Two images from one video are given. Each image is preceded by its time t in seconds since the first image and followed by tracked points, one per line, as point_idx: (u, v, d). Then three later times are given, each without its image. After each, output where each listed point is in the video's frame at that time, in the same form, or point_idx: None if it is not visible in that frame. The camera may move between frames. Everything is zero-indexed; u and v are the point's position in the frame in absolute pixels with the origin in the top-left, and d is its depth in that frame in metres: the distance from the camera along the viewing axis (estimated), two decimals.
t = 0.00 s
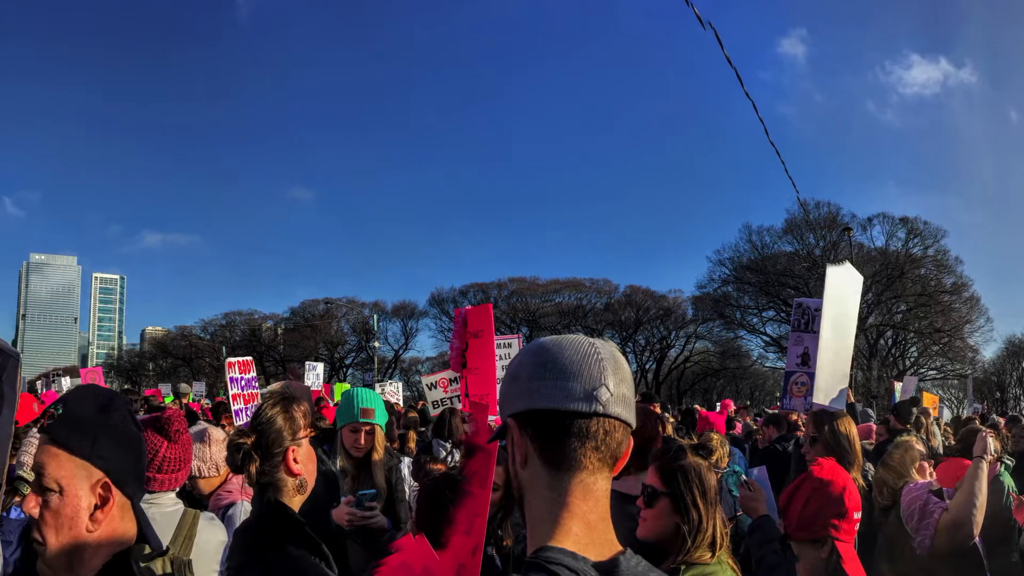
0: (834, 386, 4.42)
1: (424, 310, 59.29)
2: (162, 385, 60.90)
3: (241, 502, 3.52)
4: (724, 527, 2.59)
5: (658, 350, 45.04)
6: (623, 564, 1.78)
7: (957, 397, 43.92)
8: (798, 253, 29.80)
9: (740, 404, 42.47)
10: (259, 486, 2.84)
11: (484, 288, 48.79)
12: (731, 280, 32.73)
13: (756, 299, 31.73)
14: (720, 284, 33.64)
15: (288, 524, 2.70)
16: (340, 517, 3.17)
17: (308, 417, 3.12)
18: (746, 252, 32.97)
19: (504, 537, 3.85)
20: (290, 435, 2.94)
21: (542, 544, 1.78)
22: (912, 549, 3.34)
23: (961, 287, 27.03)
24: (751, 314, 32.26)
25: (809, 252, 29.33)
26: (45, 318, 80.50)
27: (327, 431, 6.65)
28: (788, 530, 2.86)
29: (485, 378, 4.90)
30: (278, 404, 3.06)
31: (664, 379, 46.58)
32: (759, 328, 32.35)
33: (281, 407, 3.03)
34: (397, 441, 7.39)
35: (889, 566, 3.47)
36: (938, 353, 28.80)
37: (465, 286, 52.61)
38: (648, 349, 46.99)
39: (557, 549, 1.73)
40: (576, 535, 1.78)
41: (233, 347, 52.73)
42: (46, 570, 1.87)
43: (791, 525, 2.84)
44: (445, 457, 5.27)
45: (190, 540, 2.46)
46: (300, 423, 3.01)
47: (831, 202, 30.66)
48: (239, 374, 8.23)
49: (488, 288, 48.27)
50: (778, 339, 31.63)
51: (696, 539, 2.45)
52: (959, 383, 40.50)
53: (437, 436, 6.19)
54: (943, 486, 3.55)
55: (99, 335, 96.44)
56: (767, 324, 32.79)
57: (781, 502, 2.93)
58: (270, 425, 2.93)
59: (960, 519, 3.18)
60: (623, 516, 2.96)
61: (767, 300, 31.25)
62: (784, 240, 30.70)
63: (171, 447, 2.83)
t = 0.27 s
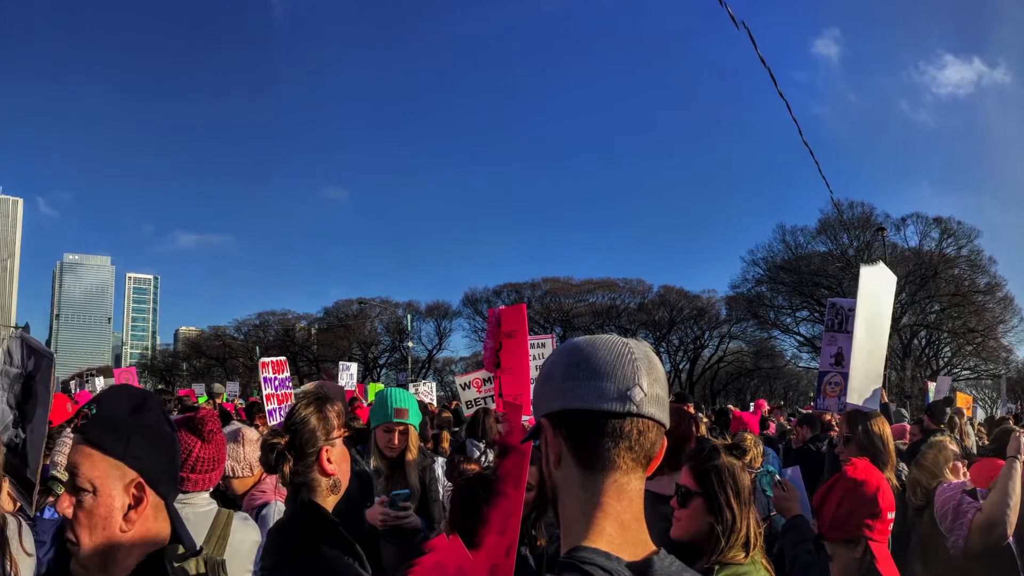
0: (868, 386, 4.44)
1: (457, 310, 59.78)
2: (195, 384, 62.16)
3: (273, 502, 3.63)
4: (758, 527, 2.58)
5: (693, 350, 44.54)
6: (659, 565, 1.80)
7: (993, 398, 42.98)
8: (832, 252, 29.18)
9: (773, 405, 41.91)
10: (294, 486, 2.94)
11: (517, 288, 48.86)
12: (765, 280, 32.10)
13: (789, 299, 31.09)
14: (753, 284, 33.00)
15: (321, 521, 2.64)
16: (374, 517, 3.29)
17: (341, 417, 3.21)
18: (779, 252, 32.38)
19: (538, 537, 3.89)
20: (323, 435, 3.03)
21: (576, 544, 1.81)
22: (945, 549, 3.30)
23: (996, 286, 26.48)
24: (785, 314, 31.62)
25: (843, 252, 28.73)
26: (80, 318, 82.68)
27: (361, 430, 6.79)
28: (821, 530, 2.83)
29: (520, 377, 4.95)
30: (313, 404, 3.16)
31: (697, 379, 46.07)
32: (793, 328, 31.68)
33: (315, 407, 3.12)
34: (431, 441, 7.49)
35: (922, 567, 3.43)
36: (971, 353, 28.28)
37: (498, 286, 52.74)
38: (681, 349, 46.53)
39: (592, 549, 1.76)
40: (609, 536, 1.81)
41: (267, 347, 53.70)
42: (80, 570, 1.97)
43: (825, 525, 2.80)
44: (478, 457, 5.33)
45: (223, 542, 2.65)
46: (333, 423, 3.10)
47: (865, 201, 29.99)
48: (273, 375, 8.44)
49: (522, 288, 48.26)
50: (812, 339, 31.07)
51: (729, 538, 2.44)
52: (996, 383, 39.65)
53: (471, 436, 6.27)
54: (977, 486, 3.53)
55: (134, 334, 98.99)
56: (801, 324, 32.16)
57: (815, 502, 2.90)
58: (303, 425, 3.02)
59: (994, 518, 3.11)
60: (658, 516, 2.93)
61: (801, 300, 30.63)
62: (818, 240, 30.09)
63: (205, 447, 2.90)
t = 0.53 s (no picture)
0: (901, 386, 4.65)
1: (490, 310, 60.23)
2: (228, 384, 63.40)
3: (308, 502, 3.78)
4: (792, 527, 2.57)
5: (727, 350, 44.03)
6: (692, 564, 1.82)
7: None
8: (865, 253, 28.60)
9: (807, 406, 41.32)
10: (328, 485, 3.02)
11: (551, 288, 48.84)
12: (798, 280, 31.57)
13: (823, 299, 30.45)
14: (787, 284, 32.44)
15: (356, 525, 2.70)
16: (407, 517, 3.34)
17: (375, 417, 3.31)
18: (814, 253, 31.81)
19: (572, 536, 3.93)
20: (357, 435, 3.14)
21: (610, 544, 1.86)
22: (978, 548, 3.20)
23: None
24: (818, 315, 30.87)
25: (877, 252, 28.17)
26: (117, 319, 85.30)
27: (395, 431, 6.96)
28: (854, 529, 2.90)
29: (553, 377, 4.99)
30: (347, 404, 3.25)
31: (731, 380, 45.54)
32: (827, 328, 30.91)
33: (350, 407, 3.22)
34: (465, 440, 7.58)
35: (956, 566, 3.37)
36: (1005, 354, 27.63)
37: (532, 286, 52.80)
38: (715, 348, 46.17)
39: (625, 549, 1.79)
40: (644, 535, 1.84)
41: (300, 347, 54.69)
42: (114, 569, 2.04)
43: (859, 524, 2.87)
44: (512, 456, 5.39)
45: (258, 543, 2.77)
46: (367, 423, 3.20)
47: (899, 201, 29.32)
48: (307, 374, 8.66)
49: (555, 288, 48.22)
50: (847, 340, 30.48)
51: (763, 538, 2.44)
52: None
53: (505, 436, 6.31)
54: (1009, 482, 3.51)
55: (169, 335, 101.59)
56: (835, 324, 31.51)
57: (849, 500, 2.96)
58: (338, 425, 3.12)
59: None
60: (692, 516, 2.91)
61: (835, 300, 30.04)
62: (852, 240, 29.49)
63: (237, 446, 2.93)
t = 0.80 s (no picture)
0: (936, 384, 4.85)
1: (525, 309, 60.34)
2: (262, 384, 64.60)
3: (340, 503, 3.84)
4: (826, 527, 2.56)
5: (761, 350, 43.40)
6: (727, 565, 1.85)
7: None
8: (899, 252, 27.98)
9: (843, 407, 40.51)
10: (362, 485, 3.13)
11: (584, 288, 48.53)
12: (832, 280, 31.09)
13: (856, 299, 30.12)
14: (821, 284, 31.97)
15: (390, 526, 2.76)
16: (441, 517, 3.42)
17: (408, 417, 3.39)
18: (847, 252, 31.18)
19: (605, 537, 3.92)
20: (392, 434, 3.20)
21: (643, 544, 1.89)
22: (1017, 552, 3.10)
23: None
24: (852, 315, 30.51)
25: (911, 252, 27.47)
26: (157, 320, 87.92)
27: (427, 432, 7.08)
28: (889, 529, 3.08)
29: (587, 377, 4.97)
30: (379, 405, 3.34)
31: (765, 380, 44.89)
32: (860, 328, 30.83)
33: (383, 407, 3.29)
34: (498, 441, 7.65)
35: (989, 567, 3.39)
36: None
37: (566, 286, 52.57)
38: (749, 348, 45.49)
39: (659, 549, 1.83)
40: (677, 535, 1.87)
41: (333, 347, 55.50)
42: (149, 569, 2.10)
43: (893, 524, 3.06)
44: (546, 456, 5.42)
45: (292, 542, 2.71)
46: (401, 423, 3.27)
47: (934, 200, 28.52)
48: (341, 375, 8.82)
49: (588, 288, 47.86)
50: (881, 340, 29.86)
51: (797, 539, 2.43)
52: None
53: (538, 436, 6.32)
54: None
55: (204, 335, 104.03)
56: (870, 324, 30.95)
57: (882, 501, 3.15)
58: (372, 425, 3.21)
59: None
60: (724, 515, 2.90)
61: (868, 299, 29.64)
62: (885, 239, 28.86)
63: (272, 447, 3.18)
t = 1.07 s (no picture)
0: (970, 385, 4.84)
1: (559, 310, 60.43)
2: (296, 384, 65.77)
3: (374, 503, 3.95)
4: (860, 527, 2.54)
5: (795, 350, 42.88)
6: (760, 564, 1.89)
7: None
8: (932, 252, 27.52)
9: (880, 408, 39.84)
10: (396, 485, 3.21)
11: (618, 288, 48.22)
12: (865, 280, 30.83)
13: (890, 299, 30.02)
14: (855, 284, 31.77)
15: (424, 526, 2.84)
16: (475, 517, 3.49)
17: (442, 418, 3.48)
18: (882, 252, 30.73)
19: (639, 537, 3.92)
20: (425, 435, 3.31)
21: (676, 544, 1.93)
22: None
23: None
24: (885, 314, 30.36)
25: (945, 252, 26.95)
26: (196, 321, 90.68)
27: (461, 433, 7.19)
28: (923, 530, 3.28)
29: (621, 377, 4.97)
30: (414, 405, 3.45)
31: (799, 380, 44.37)
32: (894, 328, 30.85)
33: (417, 407, 3.42)
34: (532, 441, 7.70)
35: None
36: None
37: (600, 286, 52.44)
38: (782, 348, 45.00)
39: (692, 549, 1.86)
40: (711, 536, 1.91)
41: (366, 347, 56.23)
42: (183, 568, 2.05)
43: (927, 524, 3.24)
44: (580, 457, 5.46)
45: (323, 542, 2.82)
46: (435, 423, 3.37)
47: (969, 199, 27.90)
48: (375, 375, 9.00)
49: (623, 289, 47.52)
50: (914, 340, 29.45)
51: (830, 539, 2.43)
52: None
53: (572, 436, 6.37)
54: None
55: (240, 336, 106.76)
56: (904, 324, 30.92)
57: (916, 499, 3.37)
58: (406, 426, 3.31)
59: None
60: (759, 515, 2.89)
61: (902, 299, 29.46)
62: (919, 239, 28.38)
63: (305, 447, 3.13)
